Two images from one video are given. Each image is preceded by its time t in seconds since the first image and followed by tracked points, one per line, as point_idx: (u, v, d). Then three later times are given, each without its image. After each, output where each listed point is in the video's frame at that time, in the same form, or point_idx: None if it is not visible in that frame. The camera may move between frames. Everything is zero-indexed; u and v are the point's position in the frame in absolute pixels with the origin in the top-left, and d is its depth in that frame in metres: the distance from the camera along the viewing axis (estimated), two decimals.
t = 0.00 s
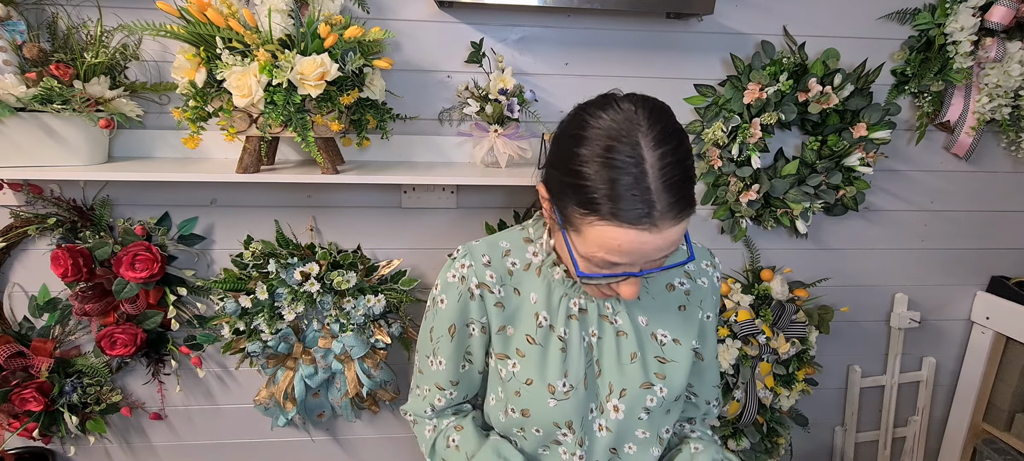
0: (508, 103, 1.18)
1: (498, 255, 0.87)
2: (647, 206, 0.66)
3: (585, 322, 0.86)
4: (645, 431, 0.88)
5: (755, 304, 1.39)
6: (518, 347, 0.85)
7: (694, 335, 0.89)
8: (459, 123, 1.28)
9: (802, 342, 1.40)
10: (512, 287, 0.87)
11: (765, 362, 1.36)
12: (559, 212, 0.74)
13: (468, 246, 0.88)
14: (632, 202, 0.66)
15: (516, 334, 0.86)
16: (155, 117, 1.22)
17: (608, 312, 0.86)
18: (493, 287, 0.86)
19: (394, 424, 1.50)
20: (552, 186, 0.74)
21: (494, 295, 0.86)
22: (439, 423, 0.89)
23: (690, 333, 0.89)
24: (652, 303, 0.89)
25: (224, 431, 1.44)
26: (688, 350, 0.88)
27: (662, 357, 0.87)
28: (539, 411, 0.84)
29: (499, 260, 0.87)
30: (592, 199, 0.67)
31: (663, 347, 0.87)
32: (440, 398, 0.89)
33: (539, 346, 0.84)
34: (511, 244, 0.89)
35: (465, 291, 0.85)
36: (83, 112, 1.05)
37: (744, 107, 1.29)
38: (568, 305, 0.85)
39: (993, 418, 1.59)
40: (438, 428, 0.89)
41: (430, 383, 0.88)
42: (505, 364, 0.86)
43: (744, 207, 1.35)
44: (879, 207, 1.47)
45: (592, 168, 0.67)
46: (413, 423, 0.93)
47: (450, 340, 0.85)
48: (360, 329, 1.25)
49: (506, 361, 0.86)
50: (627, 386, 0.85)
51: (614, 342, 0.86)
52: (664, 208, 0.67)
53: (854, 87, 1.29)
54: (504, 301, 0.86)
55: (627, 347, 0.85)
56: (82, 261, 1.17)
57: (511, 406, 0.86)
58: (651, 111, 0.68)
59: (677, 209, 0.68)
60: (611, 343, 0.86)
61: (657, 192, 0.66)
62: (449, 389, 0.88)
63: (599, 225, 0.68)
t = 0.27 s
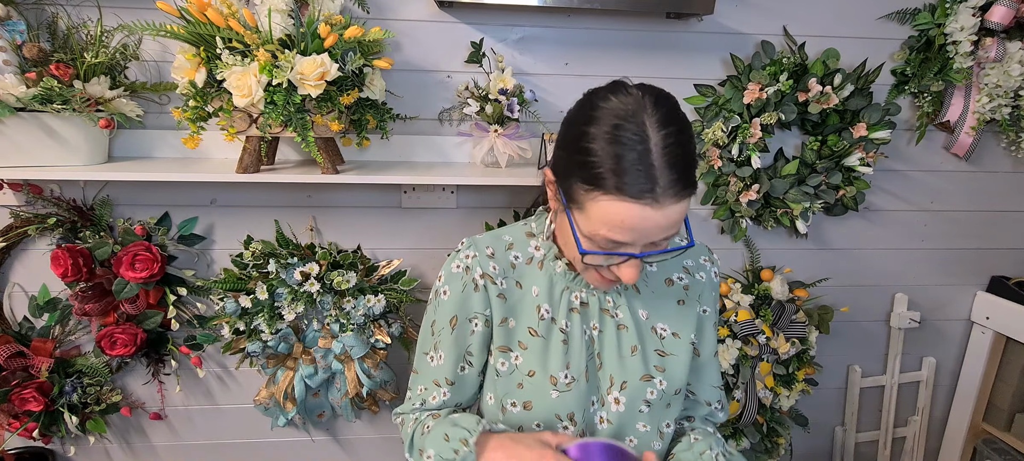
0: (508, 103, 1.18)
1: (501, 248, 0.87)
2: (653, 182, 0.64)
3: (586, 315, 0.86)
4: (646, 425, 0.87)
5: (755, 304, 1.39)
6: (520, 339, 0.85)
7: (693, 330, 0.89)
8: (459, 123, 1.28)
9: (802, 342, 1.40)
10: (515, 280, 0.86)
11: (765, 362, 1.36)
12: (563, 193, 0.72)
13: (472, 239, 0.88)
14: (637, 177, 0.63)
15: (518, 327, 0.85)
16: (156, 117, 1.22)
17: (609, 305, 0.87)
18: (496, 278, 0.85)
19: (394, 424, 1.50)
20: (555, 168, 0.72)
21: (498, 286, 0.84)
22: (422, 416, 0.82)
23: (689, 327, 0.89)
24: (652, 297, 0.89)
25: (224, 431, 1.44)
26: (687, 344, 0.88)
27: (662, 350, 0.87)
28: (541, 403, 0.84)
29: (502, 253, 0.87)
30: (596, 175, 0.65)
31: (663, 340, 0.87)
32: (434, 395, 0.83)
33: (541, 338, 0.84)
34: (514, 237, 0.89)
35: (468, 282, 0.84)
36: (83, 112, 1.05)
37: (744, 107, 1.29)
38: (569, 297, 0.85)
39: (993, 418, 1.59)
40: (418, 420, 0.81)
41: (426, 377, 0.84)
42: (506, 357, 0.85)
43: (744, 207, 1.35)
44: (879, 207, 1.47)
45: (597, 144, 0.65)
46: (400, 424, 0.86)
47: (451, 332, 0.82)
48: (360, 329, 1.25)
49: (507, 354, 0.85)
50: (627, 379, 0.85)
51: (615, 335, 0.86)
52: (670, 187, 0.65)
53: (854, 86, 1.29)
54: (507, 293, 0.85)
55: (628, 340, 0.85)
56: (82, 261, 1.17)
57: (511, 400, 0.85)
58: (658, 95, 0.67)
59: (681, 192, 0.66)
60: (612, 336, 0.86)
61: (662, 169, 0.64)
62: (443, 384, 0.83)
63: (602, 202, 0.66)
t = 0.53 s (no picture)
0: (508, 103, 1.18)
1: (508, 244, 0.87)
2: (650, 152, 0.65)
3: (591, 313, 0.86)
4: (649, 424, 0.86)
5: (755, 304, 1.38)
6: (526, 335, 0.85)
7: (696, 330, 0.89)
8: (459, 123, 1.28)
9: (802, 342, 1.40)
10: (521, 276, 0.86)
11: (765, 362, 1.36)
12: (564, 170, 0.73)
13: (479, 234, 0.88)
14: (636, 145, 0.64)
15: (524, 323, 0.85)
16: (155, 117, 1.22)
17: (614, 304, 0.87)
18: (503, 273, 0.85)
19: (394, 424, 1.50)
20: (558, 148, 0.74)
21: (505, 282, 0.84)
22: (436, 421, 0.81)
23: (693, 327, 0.89)
24: (656, 296, 0.89)
25: (224, 431, 1.44)
26: (690, 344, 0.88)
27: (665, 349, 0.87)
28: (546, 401, 0.83)
29: (509, 249, 0.87)
30: (597, 144, 0.66)
31: (666, 340, 0.87)
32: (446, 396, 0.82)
33: (546, 335, 0.84)
34: (521, 234, 0.89)
35: (476, 276, 0.84)
36: (83, 112, 1.05)
37: (744, 107, 1.29)
38: (574, 295, 0.86)
39: (993, 418, 1.59)
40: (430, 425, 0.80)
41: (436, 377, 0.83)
42: (512, 353, 0.84)
43: (744, 207, 1.35)
44: (879, 207, 1.47)
45: (599, 115, 0.66)
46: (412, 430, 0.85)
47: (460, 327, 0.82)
48: (360, 329, 1.25)
49: (513, 350, 0.84)
50: (631, 377, 0.85)
51: (619, 334, 0.85)
52: (668, 158, 0.65)
53: (854, 86, 1.29)
54: (513, 289, 0.85)
55: (632, 339, 0.85)
56: (82, 261, 1.17)
57: (515, 397, 0.84)
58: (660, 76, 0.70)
59: (680, 166, 0.66)
60: (616, 335, 0.85)
61: (662, 140, 0.65)
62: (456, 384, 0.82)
63: (600, 170, 0.66)
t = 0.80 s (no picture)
0: (508, 103, 1.18)
1: (510, 247, 0.87)
2: (652, 126, 0.66)
3: (595, 314, 0.86)
4: (653, 426, 0.87)
5: (755, 304, 1.39)
6: (530, 339, 0.85)
7: (700, 329, 0.89)
8: (459, 123, 1.28)
9: (802, 342, 1.40)
10: (524, 279, 0.86)
11: (765, 362, 1.36)
12: (565, 161, 0.73)
13: (481, 238, 0.88)
14: (638, 120, 0.65)
15: (528, 326, 0.85)
16: (155, 117, 1.22)
17: (618, 305, 0.87)
18: (507, 277, 0.85)
19: (394, 424, 1.50)
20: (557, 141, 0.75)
21: (508, 286, 0.85)
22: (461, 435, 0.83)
23: (697, 326, 0.89)
24: (660, 296, 0.89)
25: (224, 431, 1.44)
26: (694, 344, 0.88)
27: (668, 350, 0.87)
28: (551, 404, 0.83)
29: (511, 252, 0.87)
30: (598, 125, 0.67)
31: (670, 340, 0.88)
32: (464, 405, 0.84)
33: (550, 338, 0.84)
34: (522, 236, 0.89)
35: (480, 282, 0.84)
36: (83, 112, 1.05)
37: (744, 107, 1.29)
38: (578, 297, 0.85)
39: (993, 418, 1.59)
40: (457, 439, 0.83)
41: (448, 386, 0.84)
42: (516, 357, 0.85)
43: (744, 207, 1.35)
44: (879, 207, 1.47)
45: (598, 96, 0.68)
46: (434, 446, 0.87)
47: (467, 334, 0.83)
48: (360, 329, 1.25)
49: (517, 354, 0.85)
50: (635, 379, 0.85)
51: (623, 335, 0.86)
52: (670, 131, 0.66)
53: (854, 86, 1.28)
54: (516, 292, 0.85)
55: (636, 340, 0.85)
56: (82, 261, 1.17)
57: (521, 401, 0.85)
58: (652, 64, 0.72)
59: (682, 139, 0.67)
60: (620, 336, 0.86)
61: (662, 115, 0.66)
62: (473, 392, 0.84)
63: (603, 148, 0.67)
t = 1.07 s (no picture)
0: (508, 103, 1.18)
1: (508, 252, 0.87)
2: (659, 113, 0.66)
3: (595, 319, 0.86)
4: (652, 430, 0.87)
5: (755, 304, 1.39)
6: (529, 344, 0.85)
7: (701, 332, 0.89)
8: (459, 123, 1.28)
9: (802, 342, 1.40)
10: (523, 284, 0.86)
11: (765, 362, 1.36)
12: (569, 157, 0.73)
13: (478, 243, 0.88)
14: (645, 108, 0.66)
15: (527, 332, 0.86)
16: (155, 117, 1.22)
17: (618, 309, 0.87)
18: (505, 283, 0.85)
19: (394, 424, 1.50)
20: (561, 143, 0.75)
21: (507, 292, 0.85)
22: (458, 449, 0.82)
23: (697, 329, 0.89)
24: (660, 299, 0.89)
25: (224, 431, 1.44)
26: (695, 347, 0.88)
27: (668, 353, 0.87)
28: (551, 411, 0.83)
29: (509, 257, 0.87)
30: (605, 116, 0.68)
31: (670, 343, 0.88)
32: (463, 414, 0.84)
33: (550, 343, 0.84)
34: (521, 240, 0.89)
35: (479, 287, 0.84)
36: (83, 112, 1.05)
37: (744, 107, 1.29)
38: (577, 301, 0.85)
39: (993, 418, 1.59)
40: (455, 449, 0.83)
41: (447, 394, 0.84)
42: (515, 363, 0.85)
43: (744, 207, 1.35)
44: (879, 207, 1.47)
45: (601, 89, 0.69)
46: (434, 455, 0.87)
47: (466, 341, 0.83)
48: (360, 329, 1.25)
49: (516, 360, 0.85)
50: (635, 384, 0.85)
51: (623, 339, 0.86)
52: (677, 118, 0.67)
53: (854, 86, 1.28)
54: (515, 298, 0.85)
55: (636, 345, 0.85)
56: (82, 261, 1.17)
57: (521, 407, 0.85)
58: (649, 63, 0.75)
59: (690, 127, 0.68)
60: (620, 340, 0.86)
61: (668, 103, 0.67)
62: (472, 400, 0.84)
63: (611, 138, 0.67)
